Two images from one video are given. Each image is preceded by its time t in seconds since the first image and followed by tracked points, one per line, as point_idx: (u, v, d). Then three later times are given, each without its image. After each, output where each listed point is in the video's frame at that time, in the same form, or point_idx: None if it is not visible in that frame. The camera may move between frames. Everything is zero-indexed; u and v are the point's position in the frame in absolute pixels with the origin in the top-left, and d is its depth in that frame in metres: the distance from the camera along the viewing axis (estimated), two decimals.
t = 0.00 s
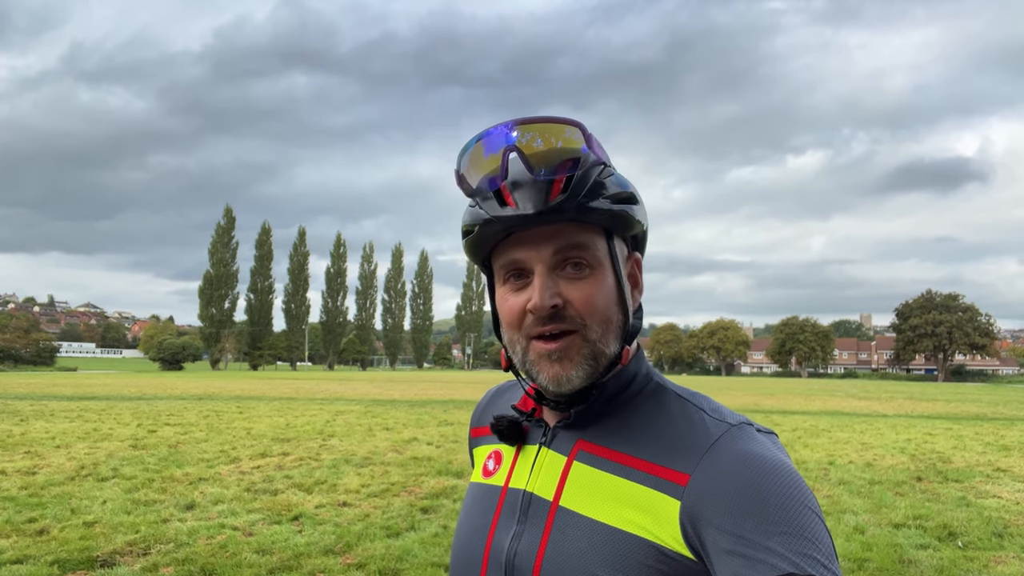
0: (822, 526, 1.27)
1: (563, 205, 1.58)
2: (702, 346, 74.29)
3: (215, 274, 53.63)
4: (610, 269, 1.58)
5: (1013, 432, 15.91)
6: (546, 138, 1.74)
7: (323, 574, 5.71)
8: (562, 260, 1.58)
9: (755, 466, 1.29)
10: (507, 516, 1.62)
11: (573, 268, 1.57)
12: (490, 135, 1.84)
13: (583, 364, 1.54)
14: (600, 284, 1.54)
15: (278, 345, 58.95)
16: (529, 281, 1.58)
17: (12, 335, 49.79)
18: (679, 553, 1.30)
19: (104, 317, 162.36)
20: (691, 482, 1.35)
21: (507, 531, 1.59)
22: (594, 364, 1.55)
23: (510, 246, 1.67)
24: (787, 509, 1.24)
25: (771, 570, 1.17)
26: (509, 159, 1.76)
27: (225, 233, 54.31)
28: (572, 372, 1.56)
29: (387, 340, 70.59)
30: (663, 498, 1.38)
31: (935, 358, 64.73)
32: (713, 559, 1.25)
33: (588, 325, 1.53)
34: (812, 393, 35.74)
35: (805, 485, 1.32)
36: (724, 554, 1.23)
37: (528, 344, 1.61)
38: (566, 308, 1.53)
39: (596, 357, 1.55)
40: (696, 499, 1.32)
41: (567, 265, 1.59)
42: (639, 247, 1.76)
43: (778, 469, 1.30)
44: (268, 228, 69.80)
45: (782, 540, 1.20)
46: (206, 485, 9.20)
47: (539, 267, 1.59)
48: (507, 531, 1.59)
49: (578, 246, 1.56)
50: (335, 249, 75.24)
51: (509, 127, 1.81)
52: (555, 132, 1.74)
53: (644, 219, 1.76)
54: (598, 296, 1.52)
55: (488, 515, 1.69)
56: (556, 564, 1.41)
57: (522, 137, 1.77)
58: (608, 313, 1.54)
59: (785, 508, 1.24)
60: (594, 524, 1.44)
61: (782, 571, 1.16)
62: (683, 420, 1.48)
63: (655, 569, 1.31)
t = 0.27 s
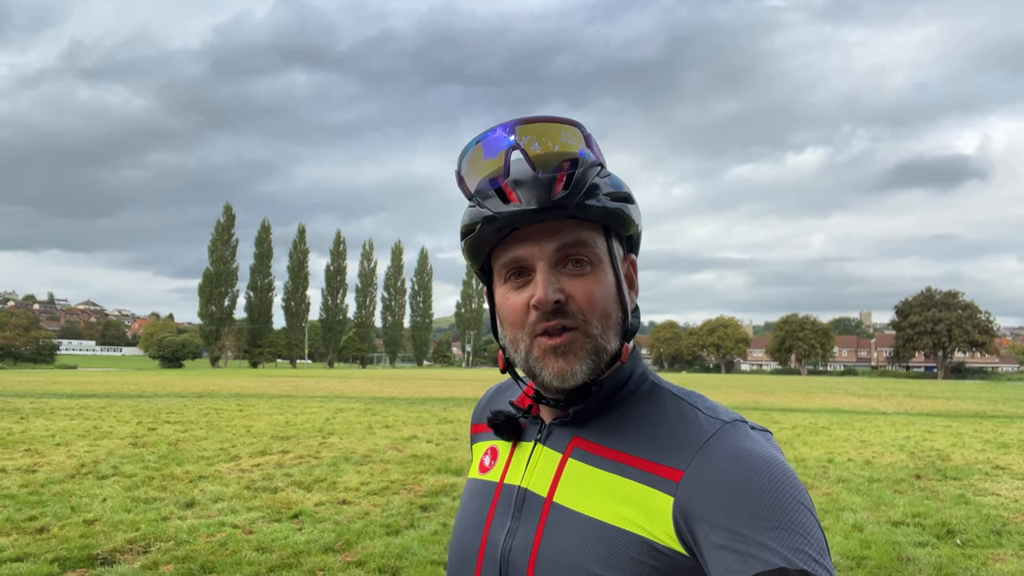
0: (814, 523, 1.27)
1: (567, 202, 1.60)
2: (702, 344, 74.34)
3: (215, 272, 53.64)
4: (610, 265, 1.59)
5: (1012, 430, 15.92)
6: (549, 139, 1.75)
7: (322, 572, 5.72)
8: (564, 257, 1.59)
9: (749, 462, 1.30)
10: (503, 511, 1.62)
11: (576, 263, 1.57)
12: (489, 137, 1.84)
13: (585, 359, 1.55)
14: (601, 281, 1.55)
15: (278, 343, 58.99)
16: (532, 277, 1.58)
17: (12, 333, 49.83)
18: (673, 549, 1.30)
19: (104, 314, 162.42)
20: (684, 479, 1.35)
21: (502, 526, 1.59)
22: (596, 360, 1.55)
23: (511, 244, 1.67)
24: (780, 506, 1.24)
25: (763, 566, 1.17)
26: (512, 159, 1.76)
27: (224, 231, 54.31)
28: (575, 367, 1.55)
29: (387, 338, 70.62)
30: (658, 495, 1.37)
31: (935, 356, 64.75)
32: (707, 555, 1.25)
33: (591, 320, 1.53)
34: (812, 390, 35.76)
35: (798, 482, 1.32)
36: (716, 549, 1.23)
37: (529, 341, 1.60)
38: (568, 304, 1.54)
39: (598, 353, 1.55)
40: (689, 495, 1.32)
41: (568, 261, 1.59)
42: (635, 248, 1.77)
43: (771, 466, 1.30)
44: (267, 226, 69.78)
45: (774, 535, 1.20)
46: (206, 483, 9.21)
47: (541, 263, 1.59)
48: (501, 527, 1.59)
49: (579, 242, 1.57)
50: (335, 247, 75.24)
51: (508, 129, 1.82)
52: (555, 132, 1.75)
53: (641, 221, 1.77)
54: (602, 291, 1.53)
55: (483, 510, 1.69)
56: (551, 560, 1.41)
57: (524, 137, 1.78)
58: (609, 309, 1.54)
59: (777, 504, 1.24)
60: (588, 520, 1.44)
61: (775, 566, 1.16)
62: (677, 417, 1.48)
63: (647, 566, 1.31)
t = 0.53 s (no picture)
0: (802, 514, 1.27)
1: (557, 199, 1.58)
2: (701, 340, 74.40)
3: (215, 269, 53.62)
4: (600, 261, 1.58)
5: (1011, 426, 15.94)
6: (539, 132, 1.73)
7: (321, 567, 5.73)
8: (552, 252, 1.58)
9: (737, 454, 1.29)
10: (493, 503, 1.62)
11: (565, 259, 1.56)
12: (481, 128, 1.82)
13: (571, 354, 1.54)
14: (589, 276, 1.54)
15: (278, 339, 59.00)
16: (519, 271, 1.58)
17: (11, 329, 49.81)
18: (661, 541, 1.30)
19: (104, 311, 162.26)
20: (671, 470, 1.35)
21: (491, 518, 1.59)
22: (582, 354, 1.55)
23: (501, 237, 1.66)
24: (767, 497, 1.24)
25: (749, 557, 1.17)
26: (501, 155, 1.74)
27: (224, 227, 54.26)
28: (561, 361, 1.55)
29: (387, 334, 70.63)
30: (647, 487, 1.37)
31: (935, 352, 64.80)
32: (693, 546, 1.25)
33: (577, 315, 1.53)
34: (811, 387, 35.77)
35: (786, 474, 1.32)
36: (704, 540, 1.23)
37: (517, 334, 1.60)
38: (555, 300, 1.53)
39: (585, 347, 1.54)
40: (678, 487, 1.32)
41: (557, 255, 1.58)
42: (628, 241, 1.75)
43: (759, 458, 1.29)
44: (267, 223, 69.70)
45: (761, 526, 1.20)
46: (205, 479, 9.22)
47: (529, 259, 1.59)
48: (491, 518, 1.58)
49: (568, 238, 1.56)
50: (334, 243, 75.19)
51: (501, 120, 1.80)
52: (547, 124, 1.73)
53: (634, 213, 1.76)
54: (589, 287, 1.53)
55: (474, 503, 1.68)
56: (540, 552, 1.41)
57: (514, 129, 1.75)
58: (597, 304, 1.54)
59: (765, 496, 1.24)
60: (577, 511, 1.43)
61: (759, 557, 1.16)
62: (667, 409, 1.47)
63: (637, 557, 1.30)
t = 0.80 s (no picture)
0: (801, 504, 1.27)
1: (548, 193, 1.57)
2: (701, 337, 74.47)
3: (214, 265, 53.60)
4: (593, 256, 1.56)
5: (1009, 422, 15.96)
6: (533, 127, 1.72)
7: (321, 562, 5.74)
8: (545, 246, 1.57)
9: (737, 444, 1.29)
10: (492, 493, 1.61)
11: (556, 254, 1.56)
12: (481, 120, 1.82)
13: (562, 348, 1.55)
14: (580, 271, 1.53)
15: (278, 335, 59.03)
16: (510, 266, 1.58)
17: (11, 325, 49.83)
18: (660, 529, 1.30)
19: (103, 307, 162.19)
20: (670, 460, 1.35)
21: (491, 508, 1.58)
22: (574, 348, 1.55)
23: (495, 231, 1.66)
24: (766, 488, 1.24)
25: (749, 546, 1.16)
26: (495, 149, 1.73)
27: (223, 224, 54.21)
28: (551, 355, 1.56)
29: (386, 331, 70.68)
30: (646, 476, 1.37)
31: (934, 349, 64.87)
32: (692, 535, 1.25)
33: (568, 310, 1.53)
34: (811, 383, 35.82)
35: (786, 465, 1.31)
36: (703, 530, 1.23)
37: (510, 326, 1.62)
38: (546, 295, 1.53)
39: (576, 342, 1.55)
40: (677, 477, 1.31)
41: (550, 250, 1.57)
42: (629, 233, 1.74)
43: (758, 448, 1.29)
44: (266, 219, 69.61)
45: (761, 516, 1.20)
46: (205, 475, 9.23)
47: (521, 253, 1.59)
48: (491, 508, 1.58)
49: (560, 233, 1.55)
50: (334, 240, 75.15)
51: (500, 112, 1.79)
52: (544, 117, 1.72)
53: (636, 205, 1.74)
54: (580, 283, 1.52)
55: (473, 493, 1.68)
56: (540, 542, 1.40)
57: (512, 122, 1.75)
58: (589, 299, 1.53)
59: (765, 486, 1.24)
60: (576, 501, 1.43)
61: (759, 546, 1.16)
62: (667, 399, 1.47)
63: (636, 546, 1.30)
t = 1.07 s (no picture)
0: (804, 510, 1.27)
1: (518, 204, 1.55)
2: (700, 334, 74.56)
3: (213, 263, 53.57)
4: (579, 261, 1.54)
5: (1008, 419, 15.98)
6: (510, 133, 1.70)
7: (321, 559, 5.75)
8: (526, 252, 1.56)
9: (740, 448, 1.29)
10: (495, 494, 1.61)
11: (539, 260, 1.55)
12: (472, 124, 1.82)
13: (547, 353, 1.55)
14: (561, 276, 1.52)
15: (277, 333, 59.00)
16: (494, 273, 1.59)
17: (10, 323, 49.77)
18: (663, 533, 1.30)
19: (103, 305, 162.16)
20: (674, 463, 1.35)
21: (494, 509, 1.58)
22: (560, 353, 1.55)
23: (484, 237, 1.66)
24: (770, 492, 1.23)
25: (751, 551, 1.16)
26: (476, 156, 1.74)
27: (222, 222, 54.15)
28: (536, 360, 1.57)
29: (386, 328, 70.66)
30: (649, 478, 1.37)
31: (934, 346, 64.91)
32: (695, 539, 1.25)
33: (552, 315, 1.52)
34: (809, 381, 35.89)
35: (789, 469, 1.32)
36: (705, 534, 1.23)
37: (500, 330, 1.63)
38: (529, 300, 1.54)
39: (562, 347, 1.54)
40: (679, 481, 1.31)
41: (531, 257, 1.57)
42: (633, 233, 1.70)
43: (761, 453, 1.30)
44: (265, 217, 69.53)
45: (762, 521, 1.20)
46: (204, 472, 9.23)
47: (504, 259, 1.59)
48: (493, 509, 1.58)
49: (540, 241, 1.54)
50: (333, 237, 75.13)
51: (480, 118, 1.78)
52: (520, 121, 1.69)
53: (637, 201, 1.69)
54: (560, 290, 1.51)
55: (475, 493, 1.68)
56: (541, 545, 1.40)
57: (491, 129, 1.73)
58: (572, 305, 1.52)
59: (767, 491, 1.24)
60: (579, 503, 1.43)
61: (760, 552, 1.15)
62: (669, 402, 1.47)
63: (638, 548, 1.30)
